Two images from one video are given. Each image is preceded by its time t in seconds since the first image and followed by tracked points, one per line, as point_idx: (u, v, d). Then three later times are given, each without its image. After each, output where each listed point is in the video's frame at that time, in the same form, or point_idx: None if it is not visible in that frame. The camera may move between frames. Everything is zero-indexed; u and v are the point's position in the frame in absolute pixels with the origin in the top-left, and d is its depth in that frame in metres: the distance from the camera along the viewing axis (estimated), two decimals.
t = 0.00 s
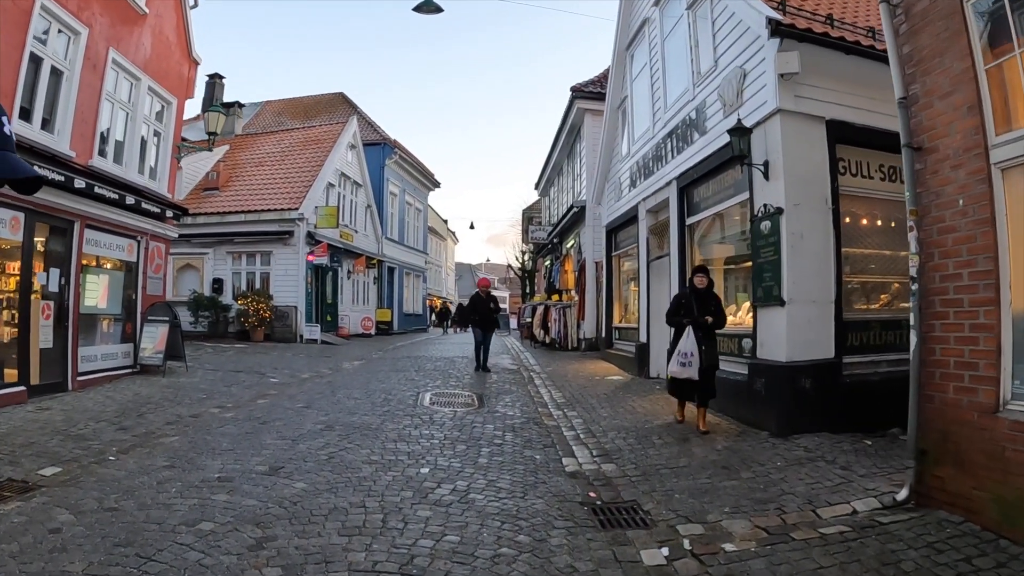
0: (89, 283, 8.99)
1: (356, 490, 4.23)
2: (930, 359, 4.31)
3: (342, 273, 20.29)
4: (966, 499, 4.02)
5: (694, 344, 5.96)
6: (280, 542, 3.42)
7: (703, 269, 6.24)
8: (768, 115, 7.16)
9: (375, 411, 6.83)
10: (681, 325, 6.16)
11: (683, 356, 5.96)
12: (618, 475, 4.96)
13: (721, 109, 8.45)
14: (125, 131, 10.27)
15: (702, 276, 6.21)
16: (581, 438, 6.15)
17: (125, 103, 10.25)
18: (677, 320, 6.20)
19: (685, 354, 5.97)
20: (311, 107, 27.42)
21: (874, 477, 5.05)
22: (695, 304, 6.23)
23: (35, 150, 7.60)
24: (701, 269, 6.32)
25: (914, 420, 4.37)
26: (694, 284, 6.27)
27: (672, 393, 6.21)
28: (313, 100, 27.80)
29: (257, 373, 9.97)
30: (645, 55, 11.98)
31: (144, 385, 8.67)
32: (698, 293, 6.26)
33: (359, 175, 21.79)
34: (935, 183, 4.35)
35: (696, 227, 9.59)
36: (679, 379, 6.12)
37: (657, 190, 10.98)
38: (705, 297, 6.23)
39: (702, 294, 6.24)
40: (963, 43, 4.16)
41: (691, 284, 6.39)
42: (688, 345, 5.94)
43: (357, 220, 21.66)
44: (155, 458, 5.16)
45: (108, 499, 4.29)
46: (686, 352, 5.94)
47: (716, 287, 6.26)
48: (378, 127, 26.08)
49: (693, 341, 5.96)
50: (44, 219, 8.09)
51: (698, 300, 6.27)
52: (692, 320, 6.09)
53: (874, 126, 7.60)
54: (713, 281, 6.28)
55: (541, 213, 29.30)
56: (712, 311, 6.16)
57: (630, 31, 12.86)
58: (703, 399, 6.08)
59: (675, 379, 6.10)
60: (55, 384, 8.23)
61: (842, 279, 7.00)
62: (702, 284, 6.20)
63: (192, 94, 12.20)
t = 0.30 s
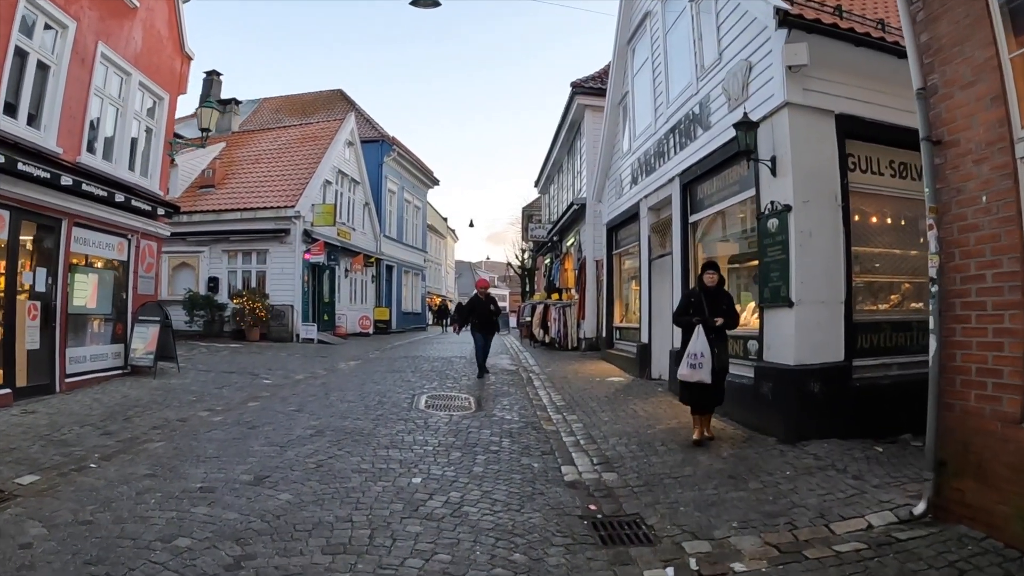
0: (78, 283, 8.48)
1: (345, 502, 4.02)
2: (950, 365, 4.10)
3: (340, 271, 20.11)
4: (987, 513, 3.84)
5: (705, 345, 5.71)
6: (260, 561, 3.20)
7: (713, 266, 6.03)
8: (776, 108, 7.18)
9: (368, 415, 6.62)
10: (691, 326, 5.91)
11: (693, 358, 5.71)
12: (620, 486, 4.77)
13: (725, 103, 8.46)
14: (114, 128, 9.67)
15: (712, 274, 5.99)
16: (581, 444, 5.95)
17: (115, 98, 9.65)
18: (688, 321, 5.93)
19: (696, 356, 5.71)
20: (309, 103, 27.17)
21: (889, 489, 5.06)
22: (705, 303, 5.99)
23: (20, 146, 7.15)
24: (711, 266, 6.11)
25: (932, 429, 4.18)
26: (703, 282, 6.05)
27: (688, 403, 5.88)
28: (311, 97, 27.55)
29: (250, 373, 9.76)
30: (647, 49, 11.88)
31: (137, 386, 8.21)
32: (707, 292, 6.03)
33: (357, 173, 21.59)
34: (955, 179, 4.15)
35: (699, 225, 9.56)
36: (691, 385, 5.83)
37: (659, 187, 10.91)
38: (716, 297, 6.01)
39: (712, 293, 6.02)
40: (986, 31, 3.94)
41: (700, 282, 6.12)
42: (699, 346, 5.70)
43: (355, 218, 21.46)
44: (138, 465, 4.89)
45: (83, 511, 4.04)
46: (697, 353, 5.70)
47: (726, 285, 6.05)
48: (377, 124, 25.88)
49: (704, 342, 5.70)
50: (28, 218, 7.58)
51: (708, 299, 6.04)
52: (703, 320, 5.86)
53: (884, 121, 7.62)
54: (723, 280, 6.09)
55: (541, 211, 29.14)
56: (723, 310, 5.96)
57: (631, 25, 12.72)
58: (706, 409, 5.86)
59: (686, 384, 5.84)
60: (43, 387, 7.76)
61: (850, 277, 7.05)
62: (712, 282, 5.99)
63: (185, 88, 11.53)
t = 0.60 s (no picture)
0: (73, 281, 8.25)
1: (341, 507, 3.87)
2: (969, 363, 3.95)
3: (340, 269, 19.96)
4: (1008, 518, 3.69)
5: (723, 346, 5.35)
6: (249, 571, 3.05)
7: (719, 262, 5.81)
8: (784, 100, 7.09)
9: (367, 415, 6.47)
10: (704, 326, 5.61)
11: (715, 362, 5.34)
12: (625, 488, 4.66)
13: (731, 95, 8.44)
14: (110, 123, 9.32)
15: (718, 273, 5.77)
16: (585, 446, 5.79)
17: (110, 92, 9.29)
18: (701, 321, 5.63)
19: (716, 360, 5.34)
20: (309, 100, 27.00)
21: (901, 490, 4.92)
22: (714, 303, 5.75)
23: (11, 140, 6.87)
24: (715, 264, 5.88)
25: (948, 429, 4.03)
26: (709, 281, 5.80)
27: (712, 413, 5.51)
28: (311, 94, 27.40)
29: (248, 372, 9.61)
30: (650, 42, 11.78)
31: (133, 384, 8.04)
32: (715, 289, 5.82)
33: (357, 169, 21.45)
34: (974, 170, 3.99)
35: (704, 219, 9.48)
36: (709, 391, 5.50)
37: (663, 181, 10.82)
38: (724, 293, 5.82)
39: (719, 291, 5.83)
40: (1006, 16, 3.78)
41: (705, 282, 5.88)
42: (717, 348, 5.32)
43: (355, 215, 21.30)
44: (130, 467, 4.71)
45: (67, 516, 3.87)
46: (717, 356, 5.32)
47: (732, 282, 5.86)
48: (377, 121, 25.74)
49: (722, 343, 5.34)
50: (19, 214, 7.29)
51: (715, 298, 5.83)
52: (717, 320, 5.60)
53: (895, 114, 7.50)
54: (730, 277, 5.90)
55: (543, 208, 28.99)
56: (733, 305, 5.78)
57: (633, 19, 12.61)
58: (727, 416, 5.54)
59: (708, 392, 5.48)
60: (37, 385, 7.49)
61: (861, 273, 6.93)
62: (718, 281, 5.77)
63: (181, 83, 11.17)
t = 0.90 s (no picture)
0: (68, 279, 8.06)
1: (336, 512, 3.70)
2: (994, 360, 3.75)
3: (342, 267, 19.81)
4: None
5: (743, 343, 4.96)
6: None
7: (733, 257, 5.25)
8: (795, 89, 6.93)
9: (366, 415, 6.29)
10: (718, 324, 5.09)
11: (738, 362, 4.92)
12: (634, 491, 4.53)
13: (739, 86, 8.29)
14: (106, 117, 9.13)
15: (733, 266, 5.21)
16: (591, 447, 5.61)
17: (106, 87, 9.10)
18: (716, 319, 5.10)
19: (739, 359, 4.93)
20: (310, 98, 26.84)
21: (919, 491, 4.73)
22: (728, 299, 5.22)
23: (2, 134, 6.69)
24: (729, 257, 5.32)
25: (973, 428, 3.84)
26: (722, 276, 5.24)
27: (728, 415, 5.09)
28: (312, 91, 27.25)
29: (247, 370, 9.44)
30: (655, 34, 11.59)
31: (130, 383, 7.88)
32: (729, 286, 5.28)
33: (359, 166, 21.30)
34: (999, 156, 3.79)
35: (712, 213, 9.33)
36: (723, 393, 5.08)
37: (669, 175, 10.65)
38: (738, 290, 5.30)
39: (733, 287, 5.30)
40: None
41: (718, 277, 5.29)
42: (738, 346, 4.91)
43: (357, 213, 21.14)
44: (120, 469, 4.53)
45: (51, 520, 3.69)
46: (739, 355, 4.90)
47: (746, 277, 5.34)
48: (379, 118, 25.57)
49: (743, 341, 4.94)
50: (12, 210, 7.13)
51: (729, 294, 5.29)
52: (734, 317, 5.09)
53: (908, 104, 7.29)
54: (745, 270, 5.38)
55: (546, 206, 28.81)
56: (748, 302, 5.29)
57: (637, 11, 12.42)
58: (744, 418, 5.14)
59: (728, 394, 5.01)
60: (32, 385, 7.33)
61: (875, 267, 6.76)
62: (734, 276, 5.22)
63: (179, 78, 10.97)
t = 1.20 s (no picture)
0: (66, 281, 7.91)
1: (335, 528, 3.52)
2: None
3: (347, 267, 19.67)
4: None
5: (769, 356, 4.54)
6: None
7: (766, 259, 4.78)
8: (812, 84, 6.71)
9: (369, 421, 6.12)
10: (739, 333, 4.72)
11: (760, 376, 4.52)
12: (647, 504, 4.36)
13: (752, 82, 8.09)
14: (105, 116, 8.98)
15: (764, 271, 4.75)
16: (602, 457, 5.41)
17: (105, 86, 8.94)
18: (738, 326, 4.71)
19: (761, 373, 4.53)
20: (315, 97, 26.73)
21: (945, 504, 4.51)
22: (756, 306, 4.80)
23: None
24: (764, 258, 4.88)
25: (1005, 439, 3.63)
26: (752, 279, 4.84)
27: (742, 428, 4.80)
28: (317, 91, 27.13)
29: (249, 373, 9.29)
30: (664, 30, 11.38)
31: (130, 387, 7.74)
32: (759, 293, 4.84)
33: (364, 166, 21.16)
34: None
35: (726, 212, 9.13)
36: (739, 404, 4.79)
37: (679, 174, 10.44)
38: (769, 300, 4.84)
39: (764, 293, 4.85)
40: None
41: (748, 280, 4.87)
42: (763, 359, 4.51)
43: (362, 213, 21.01)
44: (114, 480, 4.36)
45: (37, 536, 3.52)
46: (763, 367, 4.51)
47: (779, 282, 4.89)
48: (384, 117, 25.43)
49: (768, 354, 4.52)
50: (9, 211, 6.99)
51: (758, 300, 4.85)
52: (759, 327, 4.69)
53: (927, 100, 7.06)
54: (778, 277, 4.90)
55: (552, 205, 28.60)
56: (776, 315, 4.82)
57: (646, 7, 12.21)
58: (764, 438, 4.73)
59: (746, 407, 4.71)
60: (29, 389, 7.19)
61: (896, 269, 6.53)
62: (764, 281, 4.77)
63: (180, 77, 10.80)
